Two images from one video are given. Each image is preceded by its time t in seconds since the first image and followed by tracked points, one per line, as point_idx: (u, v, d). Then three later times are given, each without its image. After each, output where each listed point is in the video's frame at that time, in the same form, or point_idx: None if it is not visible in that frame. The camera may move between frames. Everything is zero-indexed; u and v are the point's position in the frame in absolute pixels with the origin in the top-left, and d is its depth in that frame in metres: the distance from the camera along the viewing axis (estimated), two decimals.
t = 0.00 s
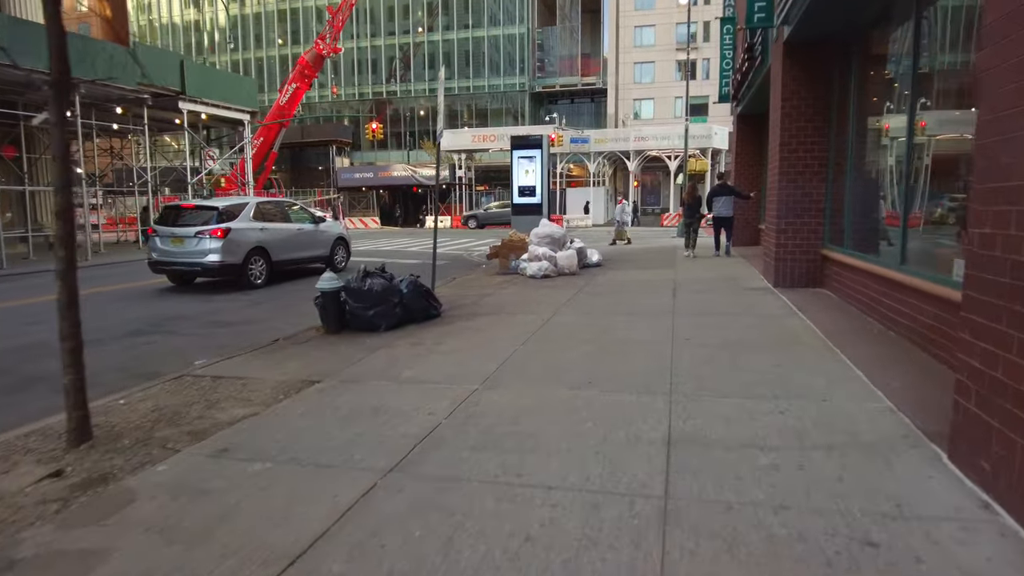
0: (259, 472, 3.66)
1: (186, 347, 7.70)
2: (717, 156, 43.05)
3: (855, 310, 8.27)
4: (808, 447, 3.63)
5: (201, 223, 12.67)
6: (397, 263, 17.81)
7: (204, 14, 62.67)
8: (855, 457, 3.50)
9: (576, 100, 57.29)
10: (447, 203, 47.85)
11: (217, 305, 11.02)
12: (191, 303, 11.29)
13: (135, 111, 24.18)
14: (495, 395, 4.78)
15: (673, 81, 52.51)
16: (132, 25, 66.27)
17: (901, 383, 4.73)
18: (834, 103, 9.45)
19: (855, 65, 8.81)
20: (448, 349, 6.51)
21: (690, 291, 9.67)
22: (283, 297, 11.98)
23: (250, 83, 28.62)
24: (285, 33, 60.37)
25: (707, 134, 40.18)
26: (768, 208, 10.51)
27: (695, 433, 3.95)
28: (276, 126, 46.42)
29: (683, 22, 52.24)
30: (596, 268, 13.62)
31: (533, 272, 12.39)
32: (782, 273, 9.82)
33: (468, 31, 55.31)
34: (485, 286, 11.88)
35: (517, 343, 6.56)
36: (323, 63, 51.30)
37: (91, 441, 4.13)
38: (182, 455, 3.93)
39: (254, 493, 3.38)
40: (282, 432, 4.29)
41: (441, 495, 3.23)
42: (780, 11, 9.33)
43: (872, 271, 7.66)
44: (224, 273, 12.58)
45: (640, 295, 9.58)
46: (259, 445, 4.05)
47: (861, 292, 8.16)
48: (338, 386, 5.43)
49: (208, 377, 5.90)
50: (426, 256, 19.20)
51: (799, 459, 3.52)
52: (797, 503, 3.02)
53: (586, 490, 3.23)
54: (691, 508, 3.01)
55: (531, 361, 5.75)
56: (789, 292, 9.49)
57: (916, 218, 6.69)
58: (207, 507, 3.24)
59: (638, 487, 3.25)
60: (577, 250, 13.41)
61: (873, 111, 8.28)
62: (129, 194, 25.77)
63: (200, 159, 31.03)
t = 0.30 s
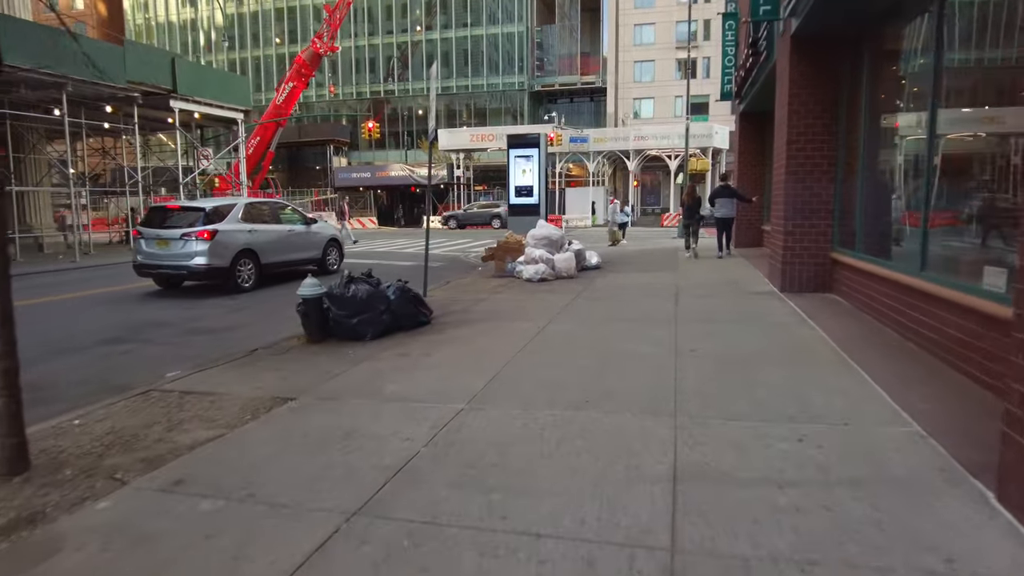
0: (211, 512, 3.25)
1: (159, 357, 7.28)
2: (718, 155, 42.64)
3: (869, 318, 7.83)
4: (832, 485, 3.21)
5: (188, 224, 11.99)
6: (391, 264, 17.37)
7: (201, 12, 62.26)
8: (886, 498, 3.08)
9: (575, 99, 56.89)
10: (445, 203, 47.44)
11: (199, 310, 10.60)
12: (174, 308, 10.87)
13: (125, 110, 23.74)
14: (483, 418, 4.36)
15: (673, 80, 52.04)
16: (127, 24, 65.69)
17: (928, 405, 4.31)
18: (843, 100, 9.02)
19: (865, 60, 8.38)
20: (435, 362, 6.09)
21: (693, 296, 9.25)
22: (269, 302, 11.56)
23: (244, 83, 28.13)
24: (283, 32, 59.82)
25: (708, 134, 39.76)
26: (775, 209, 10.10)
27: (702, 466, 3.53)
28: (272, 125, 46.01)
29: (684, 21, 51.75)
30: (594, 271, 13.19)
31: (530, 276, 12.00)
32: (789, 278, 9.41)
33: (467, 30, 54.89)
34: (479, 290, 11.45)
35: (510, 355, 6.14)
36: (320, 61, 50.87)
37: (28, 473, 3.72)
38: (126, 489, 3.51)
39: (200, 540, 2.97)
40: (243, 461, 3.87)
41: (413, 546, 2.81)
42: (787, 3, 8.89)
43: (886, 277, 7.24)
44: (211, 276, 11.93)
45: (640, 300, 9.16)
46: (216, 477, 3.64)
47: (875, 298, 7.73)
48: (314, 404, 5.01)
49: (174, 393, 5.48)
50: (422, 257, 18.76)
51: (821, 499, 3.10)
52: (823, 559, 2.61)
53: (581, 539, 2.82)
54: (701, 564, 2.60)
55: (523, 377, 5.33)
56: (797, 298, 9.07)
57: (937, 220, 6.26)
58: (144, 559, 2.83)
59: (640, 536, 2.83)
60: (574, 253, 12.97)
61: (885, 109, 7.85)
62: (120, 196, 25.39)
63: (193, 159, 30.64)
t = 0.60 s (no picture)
0: (155, 561, 2.82)
1: (132, 368, 6.85)
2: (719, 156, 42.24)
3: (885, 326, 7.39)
4: (871, 534, 2.81)
5: (175, 226, 11.41)
6: (386, 267, 16.94)
7: (198, 12, 61.91)
8: (934, 550, 2.67)
9: (575, 100, 56.55)
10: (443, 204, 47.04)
11: (183, 317, 10.17)
12: (157, 313, 10.44)
13: (116, 108, 23.30)
14: (474, 446, 3.95)
15: (674, 81, 51.65)
16: (125, 24, 65.18)
17: (969, 431, 3.88)
18: (856, 98, 8.61)
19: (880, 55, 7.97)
20: (424, 376, 5.68)
21: (698, 303, 8.83)
22: (257, 307, 11.13)
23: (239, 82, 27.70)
24: (281, 32, 59.34)
25: (709, 135, 39.37)
26: (783, 211, 9.67)
27: (720, 506, 3.12)
28: (270, 125, 45.56)
29: (685, 21, 51.34)
30: (595, 275, 12.76)
31: (528, 280, 11.58)
32: (798, 282, 8.97)
33: (466, 30, 54.51)
34: (475, 295, 11.03)
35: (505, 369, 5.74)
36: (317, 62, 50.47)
37: None
38: (66, 531, 3.10)
39: None
40: (202, 497, 3.45)
41: None
42: None
43: (904, 283, 6.82)
44: (198, 281, 11.34)
45: (643, 307, 8.74)
46: (168, 518, 3.21)
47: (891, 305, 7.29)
48: (288, 426, 4.60)
49: (140, 411, 5.05)
50: (418, 259, 18.33)
51: (859, 551, 2.69)
52: None
53: None
54: None
55: (518, 395, 4.92)
56: (807, 304, 8.63)
57: (961, 223, 5.84)
58: None
59: None
60: (574, 256, 12.54)
61: (903, 105, 7.44)
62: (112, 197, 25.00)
63: (187, 159, 30.20)
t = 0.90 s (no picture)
0: None
1: (100, 376, 6.44)
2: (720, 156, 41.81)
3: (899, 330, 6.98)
4: None
5: (158, 226, 10.94)
6: (379, 268, 16.51)
7: (195, 11, 61.51)
8: None
9: (574, 99, 56.15)
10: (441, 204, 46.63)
11: (163, 320, 9.75)
12: (137, 316, 10.02)
13: (106, 106, 22.86)
14: (456, 470, 3.55)
15: (674, 80, 51.21)
16: (122, 23, 64.76)
17: (1010, 455, 3.47)
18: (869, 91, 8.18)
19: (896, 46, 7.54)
20: (407, 388, 5.27)
21: (701, 306, 8.42)
22: (243, 310, 10.71)
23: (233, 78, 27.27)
24: (279, 31, 58.86)
25: (709, 134, 38.97)
26: (790, 210, 9.26)
27: (735, 546, 2.71)
28: (266, 124, 45.18)
29: (685, 20, 50.88)
30: (594, 276, 12.34)
31: (525, 282, 11.15)
32: (806, 285, 8.55)
33: (464, 29, 54.10)
34: (469, 297, 10.61)
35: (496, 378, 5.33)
36: (315, 60, 50.03)
37: None
38: None
39: None
40: (144, 533, 3.04)
41: None
42: None
43: (922, 285, 6.40)
44: (182, 282, 10.87)
45: (643, 310, 8.33)
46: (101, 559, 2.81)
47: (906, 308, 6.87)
48: (254, 444, 4.19)
49: (96, 426, 4.63)
50: (413, 260, 17.90)
51: None
52: None
53: None
54: None
55: (508, 410, 4.51)
56: (816, 308, 8.22)
57: (988, 222, 5.42)
58: None
59: None
60: (572, 257, 12.11)
61: (921, 98, 7.01)
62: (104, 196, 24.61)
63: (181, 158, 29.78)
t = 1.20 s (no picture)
0: None
1: (58, 393, 6.01)
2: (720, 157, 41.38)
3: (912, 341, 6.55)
4: None
5: (135, 230, 10.47)
6: (371, 272, 16.09)
7: (192, 10, 61.08)
8: None
9: (573, 99, 55.76)
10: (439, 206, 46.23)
11: (139, 329, 9.32)
12: (113, 325, 9.61)
13: (94, 106, 22.41)
14: (426, 519, 3.14)
15: (673, 80, 50.78)
16: (118, 23, 64.33)
17: None
18: (879, 89, 7.76)
19: (907, 41, 7.12)
20: (383, 411, 4.85)
21: (702, 315, 8.01)
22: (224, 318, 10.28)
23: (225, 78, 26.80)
24: (275, 32, 58.40)
25: (709, 135, 38.54)
26: (795, 214, 8.83)
27: None
28: (262, 125, 44.78)
29: (685, 19, 50.43)
30: (590, 281, 11.94)
31: (518, 287, 10.69)
32: (812, 293, 8.12)
33: (462, 29, 53.70)
34: (461, 304, 10.19)
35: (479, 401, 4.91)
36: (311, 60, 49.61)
37: None
38: None
39: None
40: None
41: None
42: None
43: (940, 295, 5.97)
44: (161, 289, 10.40)
45: (639, 320, 7.93)
46: None
47: (919, 318, 6.46)
48: (205, 480, 3.77)
49: (35, 456, 4.20)
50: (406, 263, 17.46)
51: None
52: None
53: None
54: None
55: (488, 443, 4.09)
56: (824, 317, 7.79)
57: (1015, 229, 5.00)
58: None
59: None
60: (567, 262, 11.67)
61: (936, 95, 6.60)
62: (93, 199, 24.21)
63: (174, 159, 29.35)
